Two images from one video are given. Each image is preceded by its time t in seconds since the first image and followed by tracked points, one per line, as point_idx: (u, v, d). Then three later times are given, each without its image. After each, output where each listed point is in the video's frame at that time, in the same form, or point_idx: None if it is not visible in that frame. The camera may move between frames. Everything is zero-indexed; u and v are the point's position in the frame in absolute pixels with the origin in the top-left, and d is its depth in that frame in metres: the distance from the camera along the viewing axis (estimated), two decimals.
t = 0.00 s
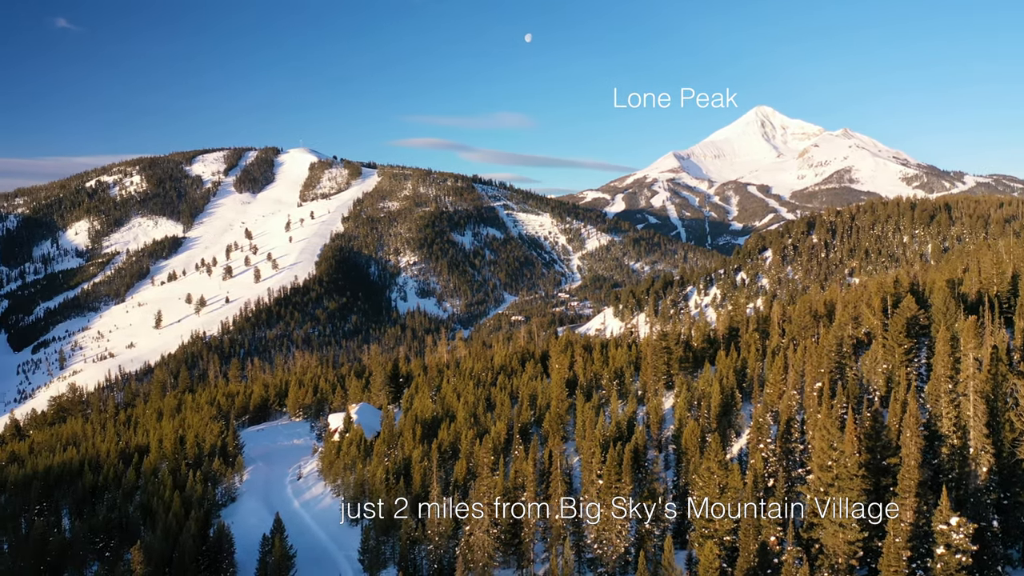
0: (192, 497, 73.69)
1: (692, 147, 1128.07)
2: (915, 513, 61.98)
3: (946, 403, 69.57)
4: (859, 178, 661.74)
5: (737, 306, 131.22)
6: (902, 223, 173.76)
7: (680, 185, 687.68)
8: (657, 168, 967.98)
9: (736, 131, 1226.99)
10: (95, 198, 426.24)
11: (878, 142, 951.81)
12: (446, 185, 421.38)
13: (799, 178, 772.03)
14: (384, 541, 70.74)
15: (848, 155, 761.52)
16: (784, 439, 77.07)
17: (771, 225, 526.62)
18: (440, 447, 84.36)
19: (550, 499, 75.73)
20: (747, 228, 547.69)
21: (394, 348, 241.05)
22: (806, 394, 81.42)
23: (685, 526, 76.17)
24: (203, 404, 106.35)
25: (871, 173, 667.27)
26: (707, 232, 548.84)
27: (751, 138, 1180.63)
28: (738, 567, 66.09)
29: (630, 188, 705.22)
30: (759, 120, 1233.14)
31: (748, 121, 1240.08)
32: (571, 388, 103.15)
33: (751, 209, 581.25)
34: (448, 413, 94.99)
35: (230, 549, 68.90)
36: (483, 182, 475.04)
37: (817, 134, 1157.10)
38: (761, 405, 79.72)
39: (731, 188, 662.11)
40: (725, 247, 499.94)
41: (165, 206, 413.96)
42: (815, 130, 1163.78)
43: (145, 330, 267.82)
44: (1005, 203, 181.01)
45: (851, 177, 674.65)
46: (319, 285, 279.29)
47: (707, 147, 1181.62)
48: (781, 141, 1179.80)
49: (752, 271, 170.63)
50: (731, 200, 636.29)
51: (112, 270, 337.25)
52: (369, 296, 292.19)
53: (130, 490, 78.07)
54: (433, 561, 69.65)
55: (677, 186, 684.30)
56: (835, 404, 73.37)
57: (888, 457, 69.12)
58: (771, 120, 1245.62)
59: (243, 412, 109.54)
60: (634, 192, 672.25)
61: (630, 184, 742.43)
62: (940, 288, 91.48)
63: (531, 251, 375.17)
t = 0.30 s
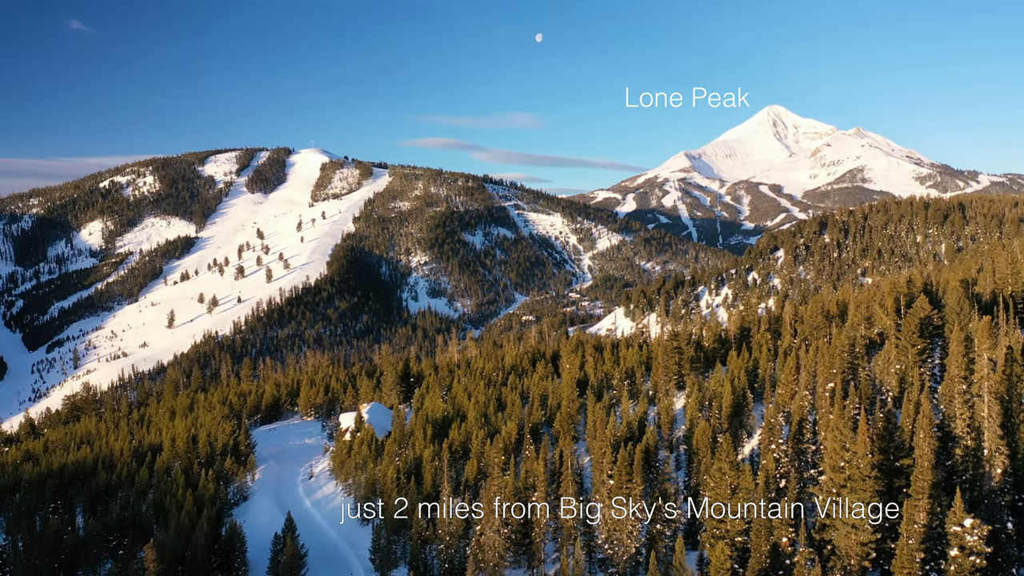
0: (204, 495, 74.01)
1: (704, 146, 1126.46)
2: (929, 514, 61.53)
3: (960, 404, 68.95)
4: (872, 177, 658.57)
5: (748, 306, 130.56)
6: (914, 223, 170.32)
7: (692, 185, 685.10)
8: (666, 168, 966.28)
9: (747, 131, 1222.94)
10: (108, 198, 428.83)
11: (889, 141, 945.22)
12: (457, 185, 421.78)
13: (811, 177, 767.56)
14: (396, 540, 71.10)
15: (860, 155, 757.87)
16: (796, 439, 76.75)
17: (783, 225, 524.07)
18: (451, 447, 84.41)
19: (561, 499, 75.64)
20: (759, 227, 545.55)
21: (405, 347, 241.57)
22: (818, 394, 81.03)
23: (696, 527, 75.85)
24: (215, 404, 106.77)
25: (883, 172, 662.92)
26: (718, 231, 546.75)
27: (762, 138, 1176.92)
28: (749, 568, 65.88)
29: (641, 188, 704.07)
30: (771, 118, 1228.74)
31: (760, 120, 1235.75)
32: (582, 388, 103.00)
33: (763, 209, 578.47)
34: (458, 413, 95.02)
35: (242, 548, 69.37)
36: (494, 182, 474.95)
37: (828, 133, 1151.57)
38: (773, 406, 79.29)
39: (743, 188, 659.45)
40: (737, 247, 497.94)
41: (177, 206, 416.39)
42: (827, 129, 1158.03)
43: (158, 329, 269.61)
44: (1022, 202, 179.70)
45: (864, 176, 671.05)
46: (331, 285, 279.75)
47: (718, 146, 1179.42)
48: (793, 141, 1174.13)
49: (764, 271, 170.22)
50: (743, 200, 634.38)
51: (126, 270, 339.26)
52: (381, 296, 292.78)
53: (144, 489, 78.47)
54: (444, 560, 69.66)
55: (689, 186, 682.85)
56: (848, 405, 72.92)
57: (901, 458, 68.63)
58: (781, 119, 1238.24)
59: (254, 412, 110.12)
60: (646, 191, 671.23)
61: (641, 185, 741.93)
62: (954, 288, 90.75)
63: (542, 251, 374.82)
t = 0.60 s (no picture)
0: (217, 494, 74.35)
1: (716, 146, 1125.37)
2: (942, 515, 61.09)
3: (975, 405, 68.41)
4: (885, 176, 655.06)
5: (759, 306, 130.15)
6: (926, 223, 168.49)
7: (703, 185, 682.68)
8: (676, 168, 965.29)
9: (759, 130, 1219.22)
10: (122, 199, 431.67)
11: (901, 141, 939.02)
12: (468, 185, 422.26)
13: (823, 177, 763.57)
14: (407, 539, 71.44)
15: (873, 154, 753.70)
16: (808, 440, 76.37)
17: (794, 225, 521.69)
18: (462, 447, 84.47)
19: (572, 499, 75.58)
20: (771, 227, 543.57)
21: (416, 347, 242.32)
22: (830, 394, 80.70)
23: (707, 528, 75.63)
24: (226, 403, 107.49)
25: (896, 172, 658.64)
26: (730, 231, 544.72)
27: (774, 137, 1173.29)
28: (761, 569, 65.66)
29: (653, 187, 703.93)
30: (783, 117, 1224.29)
31: (772, 118, 1231.57)
32: (592, 388, 102.84)
33: (775, 209, 575.68)
34: (469, 413, 95.07)
35: (254, 546, 69.98)
36: (504, 182, 475.12)
37: (839, 133, 1144.44)
38: (785, 406, 78.81)
39: (754, 187, 656.78)
40: (748, 247, 496.15)
41: (190, 207, 418.75)
42: (840, 128, 1151.82)
43: (171, 328, 271.41)
44: None
45: (877, 175, 667.20)
46: (342, 285, 280.31)
47: (730, 145, 1177.80)
48: (804, 140, 1169.00)
49: (776, 271, 169.73)
50: (755, 200, 632.72)
51: (139, 270, 341.21)
52: (392, 296, 293.40)
53: (156, 488, 78.88)
54: (455, 560, 69.74)
55: (701, 185, 681.55)
56: (860, 405, 72.46)
57: (914, 459, 68.09)
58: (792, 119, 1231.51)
59: (266, 411, 110.61)
60: (657, 191, 670.50)
61: (651, 184, 740.46)
62: (968, 288, 89.95)
63: (553, 251, 374.46)
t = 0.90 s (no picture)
0: (229, 493, 74.72)
1: (728, 145, 1125.73)
2: (956, 517, 60.67)
3: (989, 406, 67.78)
4: (898, 175, 651.33)
5: (771, 307, 129.47)
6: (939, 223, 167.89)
7: (714, 185, 680.30)
8: (685, 168, 963.41)
9: (770, 130, 1215.65)
10: (135, 199, 434.37)
11: (914, 140, 932.38)
12: (478, 185, 422.64)
13: (835, 177, 758.73)
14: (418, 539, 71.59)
15: (885, 153, 749.26)
16: (820, 441, 75.97)
17: (806, 225, 519.11)
18: (473, 447, 84.53)
19: (582, 499, 75.43)
20: (782, 227, 541.22)
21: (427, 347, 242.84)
22: (843, 395, 80.25)
23: (719, 529, 75.42)
24: (239, 402, 108.31)
25: (908, 172, 654.00)
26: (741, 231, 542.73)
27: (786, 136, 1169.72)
28: (773, 570, 65.48)
29: (665, 187, 704.25)
30: (795, 117, 1220.29)
31: (783, 118, 1227.72)
32: (603, 388, 102.77)
33: (786, 209, 572.79)
34: (480, 413, 95.15)
35: (266, 545, 70.28)
36: (515, 182, 475.19)
37: (851, 132, 1138.05)
38: (796, 407, 78.45)
39: (766, 187, 654.04)
40: (760, 247, 493.91)
41: (202, 207, 420.92)
42: (852, 128, 1145.26)
43: (183, 328, 272.82)
44: None
45: (890, 175, 663.23)
46: (353, 285, 280.72)
47: (742, 144, 1175.81)
48: (815, 140, 1163.84)
49: (788, 271, 169.12)
50: (767, 199, 630.85)
51: (152, 270, 343.17)
52: (402, 296, 293.81)
53: (169, 486, 79.27)
54: (465, 560, 69.74)
55: (713, 185, 680.24)
56: (873, 406, 71.99)
57: (927, 461, 67.50)
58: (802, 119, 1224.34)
59: (278, 410, 110.96)
60: (668, 190, 669.88)
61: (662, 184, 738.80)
62: (982, 288, 89.35)
63: (563, 250, 373.94)
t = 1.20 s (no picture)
0: (240, 492, 75.08)
1: (740, 145, 1122.78)
2: (970, 518, 60.16)
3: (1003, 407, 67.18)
4: (911, 175, 647.41)
5: (782, 307, 128.86)
6: (955, 222, 166.90)
7: (725, 184, 677.10)
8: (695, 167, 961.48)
9: (781, 130, 1211.22)
10: (148, 199, 436.87)
11: (927, 139, 925.91)
12: (489, 185, 423.00)
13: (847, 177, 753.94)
14: (428, 538, 71.77)
15: (898, 152, 744.63)
16: (832, 442, 75.48)
17: (818, 225, 517.07)
18: (483, 447, 84.54)
19: (593, 499, 75.24)
20: (794, 226, 538.55)
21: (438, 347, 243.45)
22: (855, 396, 79.74)
23: (730, 529, 75.05)
24: (250, 401, 108.88)
25: (921, 171, 649.65)
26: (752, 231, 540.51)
27: (798, 135, 1165.22)
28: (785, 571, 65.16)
29: (677, 186, 703.35)
30: (806, 116, 1214.93)
31: (795, 118, 1222.37)
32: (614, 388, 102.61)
33: (799, 209, 570.73)
34: (490, 413, 95.18)
35: (277, 544, 70.52)
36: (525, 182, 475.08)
37: (863, 132, 1131.44)
38: (808, 407, 78.05)
39: (778, 187, 651.28)
40: (771, 246, 491.87)
41: (215, 207, 422.87)
42: (864, 127, 1138.25)
43: (195, 328, 274.15)
44: None
45: (902, 174, 658.92)
46: (364, 285, 280.76)
47: (753, 143, 1172.34)
48: (826, 139, 1158.46)
49: (800, 271, 168.51)
50: (778, 199, 628.42)
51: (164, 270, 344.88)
52: (413, 296, 294.02)
53: (181, 485, 79.70)
54: (476, 559, 69.68)
55: (724, 184, 677.96)
56: (885, 407, 71.51)
57: (941, 462, 66.88)
58: (814, 118, 1216.48)
59: (289, 409, 111.66)
60: (679, 190, 668.82)
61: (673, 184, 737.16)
62: (996, 288, 88.62)
63: (574, 250, 373.48)
